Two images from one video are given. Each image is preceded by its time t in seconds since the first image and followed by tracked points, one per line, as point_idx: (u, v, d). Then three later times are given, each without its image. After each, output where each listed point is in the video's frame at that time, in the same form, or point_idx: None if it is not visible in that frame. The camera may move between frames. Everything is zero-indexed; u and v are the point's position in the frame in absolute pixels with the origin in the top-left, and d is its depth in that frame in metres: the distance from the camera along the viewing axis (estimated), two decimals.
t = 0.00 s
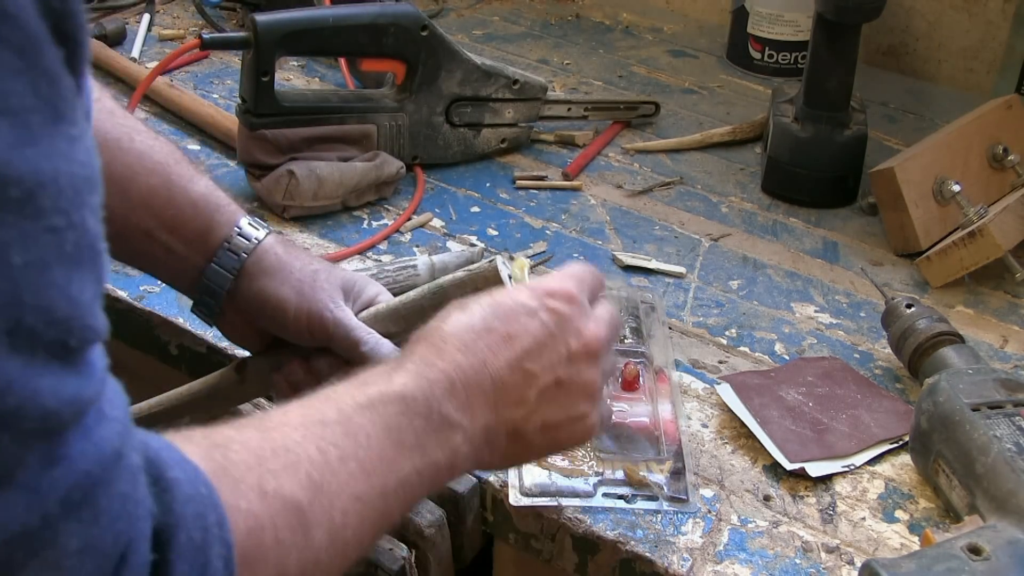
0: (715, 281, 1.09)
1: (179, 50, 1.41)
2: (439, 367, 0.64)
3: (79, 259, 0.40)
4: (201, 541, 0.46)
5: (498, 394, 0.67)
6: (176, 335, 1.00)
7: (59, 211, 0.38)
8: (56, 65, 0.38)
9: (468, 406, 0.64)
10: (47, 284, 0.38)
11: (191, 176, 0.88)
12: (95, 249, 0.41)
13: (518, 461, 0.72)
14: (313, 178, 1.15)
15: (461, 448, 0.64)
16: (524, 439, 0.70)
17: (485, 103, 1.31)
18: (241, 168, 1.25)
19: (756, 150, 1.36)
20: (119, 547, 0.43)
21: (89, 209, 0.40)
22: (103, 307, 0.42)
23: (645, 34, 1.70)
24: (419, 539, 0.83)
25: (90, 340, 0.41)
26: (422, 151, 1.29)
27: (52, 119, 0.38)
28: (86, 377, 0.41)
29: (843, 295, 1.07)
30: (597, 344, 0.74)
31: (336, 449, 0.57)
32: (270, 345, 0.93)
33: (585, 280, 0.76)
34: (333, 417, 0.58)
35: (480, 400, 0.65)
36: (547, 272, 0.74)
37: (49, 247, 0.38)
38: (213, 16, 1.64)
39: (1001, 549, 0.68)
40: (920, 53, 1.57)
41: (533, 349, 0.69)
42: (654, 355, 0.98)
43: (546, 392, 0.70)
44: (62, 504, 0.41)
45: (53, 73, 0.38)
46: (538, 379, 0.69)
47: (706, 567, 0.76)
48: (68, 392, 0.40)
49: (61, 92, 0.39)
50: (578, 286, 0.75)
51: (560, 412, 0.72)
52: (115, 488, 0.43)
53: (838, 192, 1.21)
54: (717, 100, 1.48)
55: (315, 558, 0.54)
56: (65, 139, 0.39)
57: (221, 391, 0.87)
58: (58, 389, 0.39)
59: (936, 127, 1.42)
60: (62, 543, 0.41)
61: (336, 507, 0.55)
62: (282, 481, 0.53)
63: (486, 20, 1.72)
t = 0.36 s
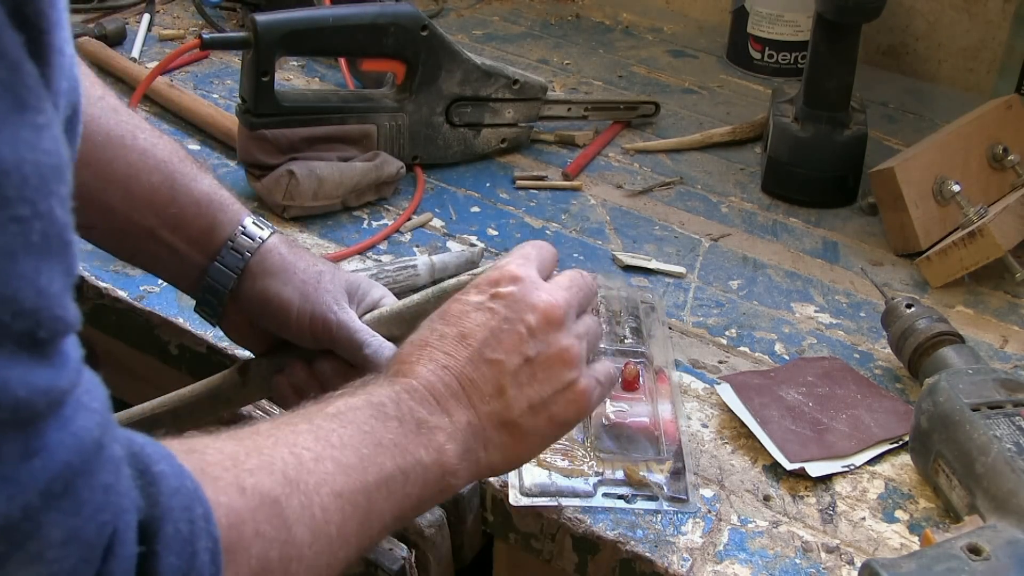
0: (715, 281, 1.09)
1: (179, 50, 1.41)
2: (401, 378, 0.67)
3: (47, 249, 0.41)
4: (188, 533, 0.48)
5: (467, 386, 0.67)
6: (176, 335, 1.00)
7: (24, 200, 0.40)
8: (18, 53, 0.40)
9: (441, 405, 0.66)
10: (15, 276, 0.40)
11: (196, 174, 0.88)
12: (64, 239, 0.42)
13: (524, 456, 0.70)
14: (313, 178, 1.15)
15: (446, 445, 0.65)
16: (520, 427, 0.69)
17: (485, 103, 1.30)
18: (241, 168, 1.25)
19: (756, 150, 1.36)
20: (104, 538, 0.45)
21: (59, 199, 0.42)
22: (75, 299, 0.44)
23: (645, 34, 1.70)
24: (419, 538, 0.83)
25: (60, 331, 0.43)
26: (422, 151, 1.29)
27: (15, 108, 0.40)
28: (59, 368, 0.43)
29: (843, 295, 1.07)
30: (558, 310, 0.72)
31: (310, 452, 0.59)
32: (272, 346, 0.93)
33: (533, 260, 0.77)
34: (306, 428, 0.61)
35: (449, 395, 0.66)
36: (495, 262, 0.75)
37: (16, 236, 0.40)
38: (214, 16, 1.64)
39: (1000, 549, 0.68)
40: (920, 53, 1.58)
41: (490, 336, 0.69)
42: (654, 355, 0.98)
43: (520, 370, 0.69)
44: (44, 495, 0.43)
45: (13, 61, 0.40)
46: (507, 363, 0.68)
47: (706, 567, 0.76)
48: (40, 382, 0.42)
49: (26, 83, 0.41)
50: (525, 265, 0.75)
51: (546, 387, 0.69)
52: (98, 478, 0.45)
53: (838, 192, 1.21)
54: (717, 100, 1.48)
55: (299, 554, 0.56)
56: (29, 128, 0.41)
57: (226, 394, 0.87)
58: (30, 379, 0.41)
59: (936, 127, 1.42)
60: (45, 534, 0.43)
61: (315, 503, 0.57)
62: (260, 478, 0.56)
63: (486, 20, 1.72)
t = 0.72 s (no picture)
0: (715, 281, 1.09)
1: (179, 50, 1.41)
2: (403, 392, 0.66)
3: (47, 249, 0.42)
4: (193, 540, 0.48)
5: (471, 396, 0.66)
6: (175, 335, 1.00)
7: (24, 199, 0.40)
8: (17, 51, 0.40)
9: (446, 415, 0.65)
10: (15, 276, 0.40)
11: (199, 177, 0.88)
12: (64, 240, 0.43)
13: (533, 459, 0.70)
14: (313, 178, 1.15)
15: (453, 455, 0.64)
16: (526, 431, 0.68)
17: (485, 103, 1.30)
18: (241, 168, 1.25)
19: (756, 150, 1.36)
20: (107, 544, 0.45)
21: (57, 199, 0.42)
22: (74, 300, 0.44)
23: (645, 34, 1.70)
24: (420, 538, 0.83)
25: (61, 333, 0.43)
26: (422, 151, 1.29)
27: (15, 107, 0.40)
28: (60, 372, 0.43)
29: (843, 295, 1.07)
30: (556, 308, 0.71)
31: (315, 463, 0.59)
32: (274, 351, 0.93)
33: (528, 259, 0.76)
34: (310, 439, 0.61)
35: (453, 406, 0.66)
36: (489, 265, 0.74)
37: (17, 234, 0.40)
38: (214, 16, 1.64)
39: (1000, 550, 0.68)
40: (920, 53, 1.58)
41: (490, 342, 0.68)
42: (654, 355, 0.98)
43: (522, 374, 0.68)
44: (47, 498, 0.43)
45: (14, 59, 0.40)
46: (509, 367, 0.67)
47: (706, 567, 0.76)
48: (41, 385, 0.42)
49: (25, 82, 0.41)
50: (519, 267, 0.74)
51: (550, 389, 0.69)
52: (101, 482, 0.45)
53: (837, 192, 1.21)
54: (717, 100, 1.48)
55: (305, 564, 0.56)
56: (28, 127, 0.41)
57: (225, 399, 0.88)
58: (31, 381, 0.41)
59: (936, 127, 1.42)
60: (46, 537, 0.43)
61: (321, 513, 0.57)
62: (263, 490, 0.56)
63: (486, 20, 1.72)
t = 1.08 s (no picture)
0: (715, 281, 1.09)
1: (179, 50, 1.41)
2: (419, 380, 0.67)
3: (61, 242, 0.41)
4: (202, 528, 0.48)
5: (485, 391, 0.67)
6: (175, 335, 1.00)
7: (39, 192, 0.40)
8: (33, 44, 0.40)
9: (459, 409, 0.66)
10: (28, 268, 0.40)
11: (199, 168, 0.89)
12: (78, 232, 0.42)
13: (540, 459, 0.71)
14: (313, 178, 1.15)
15: (462, 449, 0.65)
16: (536, 431, 0.69)
17: (485, 103, 1.30)
18: (241, 168, 1.25)
19: (756, 150, 1.36)
20: (118, 532, 0.45)
21: (72, 191, 0.42)
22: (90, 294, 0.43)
23: (645, 34, 1.70)
24: (420, 538, 0.84)
25: (76, 324, 0.42)
26: (422, 151, 1.29)
27: (30, 100, 0.40)
28: (74, 363, 0.43)
29: (843, 295, 1.07)
30: (580, 314, 0.72)
31: (328, 452, 0.59)
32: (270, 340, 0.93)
33: (559, 262, 0.76)
34: (324, 428, 0.61)
35: (466, 399, 0.67)
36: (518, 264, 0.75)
37: (30, 228, 0.40)
38: (214, 16, 1.64)
39: (1000, 549, 0.68)
40: (920, 53, 1.57)
41: (511, 340, 0.69)
42: (654, 355, 0.98)
43: (539, 376, 0.69)
44: (58, 488, 0.43)
45: (29, 52, 0.40)
46: (526, 367, 0.68)
47: (706, 567, 0.76)
48: (54, 375, 0.42)
49: (41, 74, 0.40)
50: (548, 269, 0.74)
51: (565, 393, 0.70)
52: (112, 472, 0.45)
53: (837, 192, 1.21)
54: (717, 100, 1.48)
55: (314, 553, 0.55)
56: (44, 121, 0.40)
57: (223, 390, 0.87)
58: (44, 371, 0.41)
59: (936, 127, 1.42)
60: (58, 527, 0.43)
61: (332, 504, 0.57)
62: (276, 479, 0.55)
63: (486, 20, 1.72)
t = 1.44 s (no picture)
0: (715, 281, 1.09)
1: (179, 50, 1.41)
2: (412, 385, 0.67)
3: (74, 242, 0.41)
4: (207, 535, 0.49)
5: (477, 397, 0.68)
6: (176, 335, 0.99)
7: (53, 191, 0.40)
8: (49, 43, 0.40)
9: (451, 416, 0.66)
10: (43, 268, 0.40)
11: (195, 160, 0.90)
12: (90, 233, 0.42)
13: (525, 460, 0.72)
14: (313, 178, 1.15)
15: (455, 457, 0.65)
16: (524, 435, 0.70)
17: (485, 103, 1.30)
18: (241, 169, 1.25)
19: (756, 150, 1.36)
20: (123, 536, 0.45)
21: (85, 192, 0.41)
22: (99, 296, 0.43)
23: (645, 34, 1.70)
24: (420, 539, 0.83)
25: (85, 327, 0.42)
26: (422, 151, 1.29)
27: (45, 99, 0.40)
28: (84, 365, 0.43)
29: (843, 295, 1.07)
30: (567, 317, 0.72)
31: (326, 461, 0.59)
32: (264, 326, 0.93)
33: (541, 260, 0.76)
34: (321, 434, 0.61)
35: (460, 406, 0.67)
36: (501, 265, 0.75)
37: (45, 227, 0.40)
38: (213, 16, 1.64)
39: (1001, 550, 0.68)
40: (920, 53, 1.58)
41: (502, 345, 0.69)
42: (654, 355, 0.98)
43: (529, 380, 0.69)
44: (66, 492, 0.42)
45: (46, 51, 0.40)
46: (517, 372, 0.69)
47: (706, 567, 0.76)
48: (64, 376, 0.41)
49: (55, 74, 0.40)
50: (534, 268, 0.75)
51: (553, 395, 0.71)
52: (119, 476, 0.45)
53: (838, 192, 1.21)
54: (717, 100, 1.48)
55: (313, 563, 0.56)
56: (59, 120, 0.40)
57: (213, 378, 0.87)
58: (54, 373, 0.41)
59: (935, 127, 1.42)
60: (65, 530, 0.43)
61: (331, 514, 0.57)
62: (276, 487, 0.55)
63: (486, 20, 1.72)
